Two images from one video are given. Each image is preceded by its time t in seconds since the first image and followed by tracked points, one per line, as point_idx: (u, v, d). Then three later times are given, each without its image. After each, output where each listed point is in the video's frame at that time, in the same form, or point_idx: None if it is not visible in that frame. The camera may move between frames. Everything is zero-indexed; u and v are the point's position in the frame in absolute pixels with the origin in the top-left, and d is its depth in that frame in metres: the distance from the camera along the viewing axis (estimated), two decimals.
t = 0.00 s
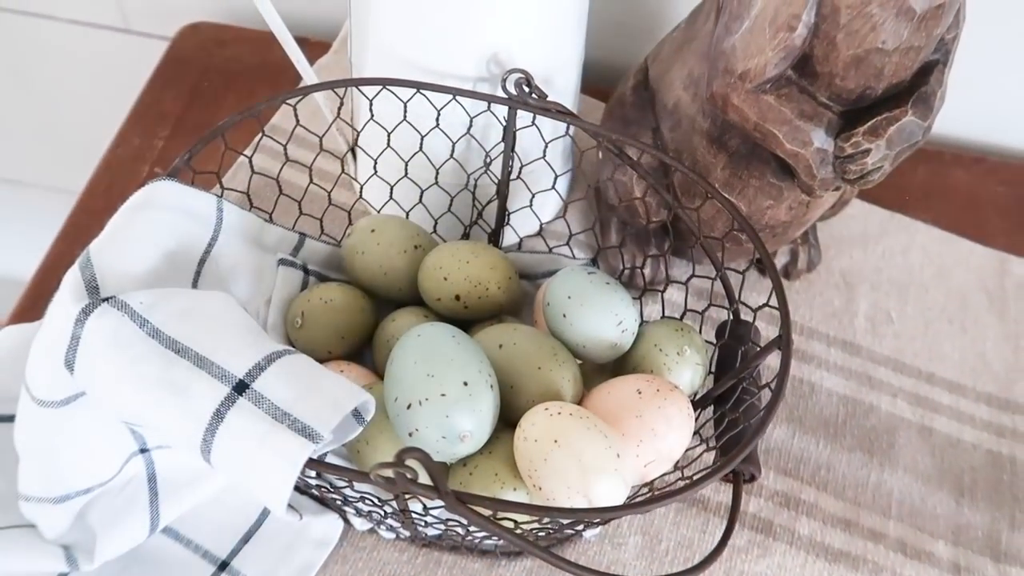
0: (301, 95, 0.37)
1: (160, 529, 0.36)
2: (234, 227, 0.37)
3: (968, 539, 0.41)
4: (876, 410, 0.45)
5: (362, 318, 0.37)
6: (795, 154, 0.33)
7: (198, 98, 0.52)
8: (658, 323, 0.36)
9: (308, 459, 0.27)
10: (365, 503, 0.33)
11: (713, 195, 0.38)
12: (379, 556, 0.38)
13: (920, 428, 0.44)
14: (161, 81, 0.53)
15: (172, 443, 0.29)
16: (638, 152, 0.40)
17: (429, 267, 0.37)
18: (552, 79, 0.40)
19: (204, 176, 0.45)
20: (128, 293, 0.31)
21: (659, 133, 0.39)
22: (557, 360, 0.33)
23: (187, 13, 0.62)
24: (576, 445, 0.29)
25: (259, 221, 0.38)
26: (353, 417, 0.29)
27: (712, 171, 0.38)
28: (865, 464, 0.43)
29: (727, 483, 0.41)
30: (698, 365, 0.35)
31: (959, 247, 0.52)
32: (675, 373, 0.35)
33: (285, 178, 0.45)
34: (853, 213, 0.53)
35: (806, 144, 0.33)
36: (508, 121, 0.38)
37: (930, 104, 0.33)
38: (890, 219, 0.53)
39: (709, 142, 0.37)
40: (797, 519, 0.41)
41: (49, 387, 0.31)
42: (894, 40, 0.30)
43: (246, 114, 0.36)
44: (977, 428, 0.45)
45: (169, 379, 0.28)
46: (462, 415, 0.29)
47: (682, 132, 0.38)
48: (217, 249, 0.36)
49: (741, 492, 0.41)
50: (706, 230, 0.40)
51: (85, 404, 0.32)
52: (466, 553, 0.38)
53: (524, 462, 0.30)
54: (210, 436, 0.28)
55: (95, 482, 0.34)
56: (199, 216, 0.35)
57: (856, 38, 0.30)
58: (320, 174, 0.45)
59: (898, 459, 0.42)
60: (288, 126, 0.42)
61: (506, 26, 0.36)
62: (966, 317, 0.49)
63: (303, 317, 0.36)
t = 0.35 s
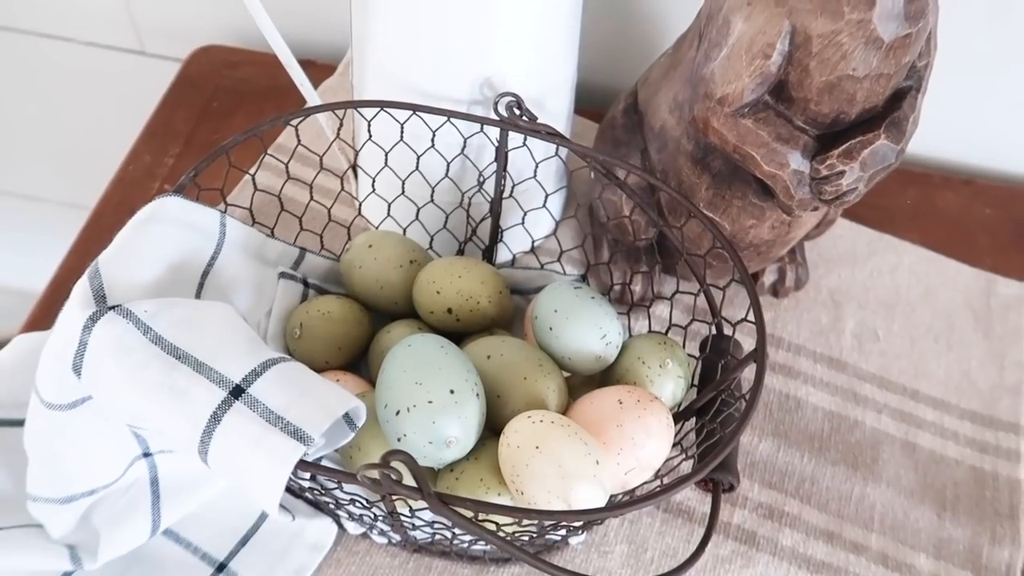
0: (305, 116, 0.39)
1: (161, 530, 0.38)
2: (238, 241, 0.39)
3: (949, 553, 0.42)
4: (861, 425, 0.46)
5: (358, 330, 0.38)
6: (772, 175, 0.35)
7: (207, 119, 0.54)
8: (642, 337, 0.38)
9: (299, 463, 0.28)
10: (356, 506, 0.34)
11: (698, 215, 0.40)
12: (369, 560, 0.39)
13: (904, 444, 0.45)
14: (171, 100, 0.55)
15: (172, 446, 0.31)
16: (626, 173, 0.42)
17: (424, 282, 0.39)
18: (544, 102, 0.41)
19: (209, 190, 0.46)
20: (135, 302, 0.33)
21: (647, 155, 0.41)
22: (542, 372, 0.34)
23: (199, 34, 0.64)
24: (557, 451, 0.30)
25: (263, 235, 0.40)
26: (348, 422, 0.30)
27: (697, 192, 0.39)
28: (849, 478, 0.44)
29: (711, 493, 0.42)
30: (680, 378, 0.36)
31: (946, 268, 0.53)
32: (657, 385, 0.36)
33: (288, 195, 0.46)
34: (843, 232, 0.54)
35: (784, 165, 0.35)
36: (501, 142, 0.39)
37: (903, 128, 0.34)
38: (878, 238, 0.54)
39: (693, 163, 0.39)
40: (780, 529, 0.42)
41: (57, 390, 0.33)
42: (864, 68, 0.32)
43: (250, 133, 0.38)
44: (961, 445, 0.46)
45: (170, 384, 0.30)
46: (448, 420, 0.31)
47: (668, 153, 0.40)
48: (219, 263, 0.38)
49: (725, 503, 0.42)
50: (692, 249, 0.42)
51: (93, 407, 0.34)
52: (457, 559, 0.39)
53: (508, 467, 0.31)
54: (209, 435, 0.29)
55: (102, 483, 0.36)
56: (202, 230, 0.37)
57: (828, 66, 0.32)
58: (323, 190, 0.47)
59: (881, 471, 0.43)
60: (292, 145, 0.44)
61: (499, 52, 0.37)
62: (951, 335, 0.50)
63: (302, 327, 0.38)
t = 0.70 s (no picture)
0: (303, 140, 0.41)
1: (159, 533, 0.39)
2: (238, 257, 0.41)
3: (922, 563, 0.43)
4: (839, 440, 0.47)
5: (351, 342, 0.40)
6: (743, 197, 0.36)
7: (213, 141, 0.56)
8: (621, 352, 0.39)
9: (288, 466, 0.30)
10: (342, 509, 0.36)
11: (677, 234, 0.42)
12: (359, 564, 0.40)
13: (880, 458, 0.47)
14: (179, 122, 0.57)
15: (175, 450, 0.33)
16: (609, 196, 0.44)
17: (414, 298, 0.41)
18: (532, 127, 0.43)
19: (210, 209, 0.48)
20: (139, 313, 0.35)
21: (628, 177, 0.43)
22: (523, 384, 0.36)
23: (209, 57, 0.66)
24: (532, 458, 0.32)
25: (262, 254, 0.42)
26: (334, 430, 0.32)
27: (676, 214, 0.41)
28: (826, 490, 0.45)
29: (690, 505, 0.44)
30: (657, 391, 0.38)
31: (925, 288, 0.54)
32: (634, 398, 0.37)
33: (287, 213, 0.48)
34: (825, 252, 0.56)
35: (754, 188, 0.36)
36: (488, 165, 0.41)
37: (867, 154, 0.36)
38: (860, 259, 0.56)
39: (671, 186, 0.41)
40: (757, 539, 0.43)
41: (64, 398, 0.35)
42: (826, 97, 0.33)
43: (251, 156, 0.40)
44: (936, 459, 0.47)
45: (169, 392, 0.32)
46: (430, 428, 0.32)
47: (648, 176, 0.42)
48: (218, 278, 0.40)
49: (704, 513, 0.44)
50: (674, 267, 0.43)
51: (96, 414, 0.36)
52: (444, 565, 0.40)
53: (487, 473, 0.33)
54: (205, 438, 0.31)
55: (104, 487, 0.37)
56: (202, 247, 0.39)
57: (793, 96, 0.33)
58: (321, 210, 0.49)
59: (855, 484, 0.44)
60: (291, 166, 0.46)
61: (486, 80, 0.39)
62: (929, 353, 0.52)
63: (298, 340, 0.39)
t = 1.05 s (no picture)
0: (303, 165, 0.43)
1: (162, 540, 0.41)
2: (239, 277, 0.43)
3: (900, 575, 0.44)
4: (819, 455, 0.49)
5: (345, 359, 0.42)
6: (718, 222, 0.38)
7: (220, 165, 0.58)
8: (604, 369, 0.41)
9: (280, 473, 0.32)
10: (335, 517, 0.37)
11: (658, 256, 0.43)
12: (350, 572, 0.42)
13: (859, 473, 0.48)
14: (187, 148, 0.59)
15: (175, 458, 0.35)
16: (594, 220, 0.46)
17: (407, 316, 0.43)
18: (522, 154, 0.45)
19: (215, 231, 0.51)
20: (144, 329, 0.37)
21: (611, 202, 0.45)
22: (507, 399, 0.38)
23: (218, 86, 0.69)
24: (513, 468, 0.34)
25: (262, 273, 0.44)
26: (326, 439, 0.34)
27: (657, 237, 0.43)
28: (806, 504, 0.47)
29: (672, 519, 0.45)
30: (636, 406, 0.40)
31: (907, 308, 0.56)
32: (615, 413, 0.39)
33: (288, 235, 0.51)
34: (810, 274, 0.57)
35: (729, 214, 0.38)
36: (478, 190, 0.43)
37: (836, 181, 0.38)
38: (844, 281, 0.57)
39: (651, 211, 0.43)
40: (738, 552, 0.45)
41: (72, 408, 0.37)
42: (793, 127, 0.35)
43: (253, 181, 0.42)
44: (914, 475, 0.48)
45: (171, 403, 0.34)
46: (416, 439, 0.34)
47: (632, 201, 0.44)
48: (221, 296, 0.42)
49: (686, 525, 0.45)
50: (656, 288, 0.45)
51: (102, 424, 0.38)
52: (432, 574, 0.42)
53: (471, 483, 0.35)
54: (202, 446, 0.33)
55: (109, 495, 0.39)
56: (205, 266, 0.41)
57: (762, 126, 0.35)
58: (321, 232, 0.51)
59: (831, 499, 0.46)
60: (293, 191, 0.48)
61: (476, 109, 0.42)
62: (910, 373, 0.53)
63: (295, 356, 0.41)
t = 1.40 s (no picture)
0: (304, 188, 0.45)
1: (162, 547, 0.43)
2: (241, 294, 0.45)
3: None
4: (802, 471, 0.50)
5: (340, 373, 0.44)
6: (697, 243, 0.40)
7: (225, 187, 0.60)
8: (589, 385, 0.43)
9: (275, 480, 0.33)
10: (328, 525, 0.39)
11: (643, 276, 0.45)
12: None
13: (841, 489, 0.49)
14: (194, 171, 0.62)
15: (175, 466, 0.36)
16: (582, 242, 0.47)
17: (401, 332, 0.44)
18: (513, 178, 0.47)
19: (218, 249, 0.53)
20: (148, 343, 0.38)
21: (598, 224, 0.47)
22: (494, 412, 0.39)
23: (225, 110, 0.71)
24: (497, 478, 0.35)
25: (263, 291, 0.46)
26: (319, 449, 0.36)
27: (642, 258, 0.45)
28: (788, 519, 0.48)
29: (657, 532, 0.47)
30: (620, 421, 0.41)
31: (891, 329, 0.58)
32: (599, 427, 0.41)
33: (288, 254, 0.53)
34: (796, 295, 0.59)
35: (707, 236, 0.40)
36: (470, 213, 0.45)
37: (810, 206, 0.40)
38: (828, 302, 0.59)
39: (636, 232, 0.44)
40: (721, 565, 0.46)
41: (81, 417, 0.39)
42: (767, 154, 0.37)
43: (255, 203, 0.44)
44: (895, 492, 0.50)
45: (173, 414, 0.35)
46: (406, 450, 0.36)
47: (618, 224, 0.45)
48: (223, 311, 0.43)
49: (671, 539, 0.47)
50: (642, 307, 0.47)
51: (108, 433, 0.39)
52: None
53: (458, 492, 0.36)
54: (202, 454, 0.34)
55: (112, 502, 0.41)
56: (208, 283, 0.43)
57: (737, 153, 0.37)
58: (320, 252, 0.53)
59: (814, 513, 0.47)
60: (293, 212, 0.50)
61: (468, 134, 0.44)
62: (892, 392, 0.54)
63: (292, 370, 0.43)
